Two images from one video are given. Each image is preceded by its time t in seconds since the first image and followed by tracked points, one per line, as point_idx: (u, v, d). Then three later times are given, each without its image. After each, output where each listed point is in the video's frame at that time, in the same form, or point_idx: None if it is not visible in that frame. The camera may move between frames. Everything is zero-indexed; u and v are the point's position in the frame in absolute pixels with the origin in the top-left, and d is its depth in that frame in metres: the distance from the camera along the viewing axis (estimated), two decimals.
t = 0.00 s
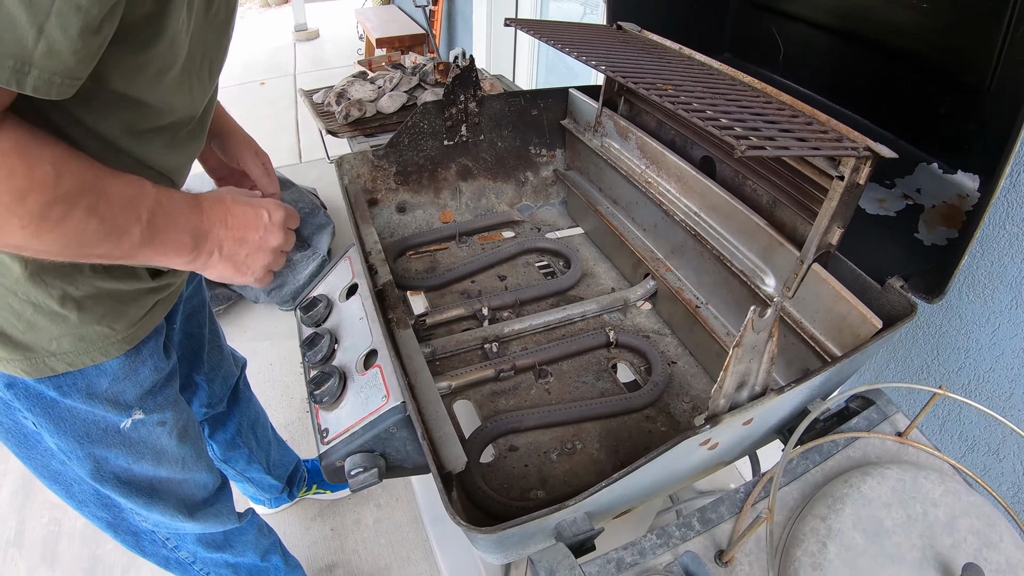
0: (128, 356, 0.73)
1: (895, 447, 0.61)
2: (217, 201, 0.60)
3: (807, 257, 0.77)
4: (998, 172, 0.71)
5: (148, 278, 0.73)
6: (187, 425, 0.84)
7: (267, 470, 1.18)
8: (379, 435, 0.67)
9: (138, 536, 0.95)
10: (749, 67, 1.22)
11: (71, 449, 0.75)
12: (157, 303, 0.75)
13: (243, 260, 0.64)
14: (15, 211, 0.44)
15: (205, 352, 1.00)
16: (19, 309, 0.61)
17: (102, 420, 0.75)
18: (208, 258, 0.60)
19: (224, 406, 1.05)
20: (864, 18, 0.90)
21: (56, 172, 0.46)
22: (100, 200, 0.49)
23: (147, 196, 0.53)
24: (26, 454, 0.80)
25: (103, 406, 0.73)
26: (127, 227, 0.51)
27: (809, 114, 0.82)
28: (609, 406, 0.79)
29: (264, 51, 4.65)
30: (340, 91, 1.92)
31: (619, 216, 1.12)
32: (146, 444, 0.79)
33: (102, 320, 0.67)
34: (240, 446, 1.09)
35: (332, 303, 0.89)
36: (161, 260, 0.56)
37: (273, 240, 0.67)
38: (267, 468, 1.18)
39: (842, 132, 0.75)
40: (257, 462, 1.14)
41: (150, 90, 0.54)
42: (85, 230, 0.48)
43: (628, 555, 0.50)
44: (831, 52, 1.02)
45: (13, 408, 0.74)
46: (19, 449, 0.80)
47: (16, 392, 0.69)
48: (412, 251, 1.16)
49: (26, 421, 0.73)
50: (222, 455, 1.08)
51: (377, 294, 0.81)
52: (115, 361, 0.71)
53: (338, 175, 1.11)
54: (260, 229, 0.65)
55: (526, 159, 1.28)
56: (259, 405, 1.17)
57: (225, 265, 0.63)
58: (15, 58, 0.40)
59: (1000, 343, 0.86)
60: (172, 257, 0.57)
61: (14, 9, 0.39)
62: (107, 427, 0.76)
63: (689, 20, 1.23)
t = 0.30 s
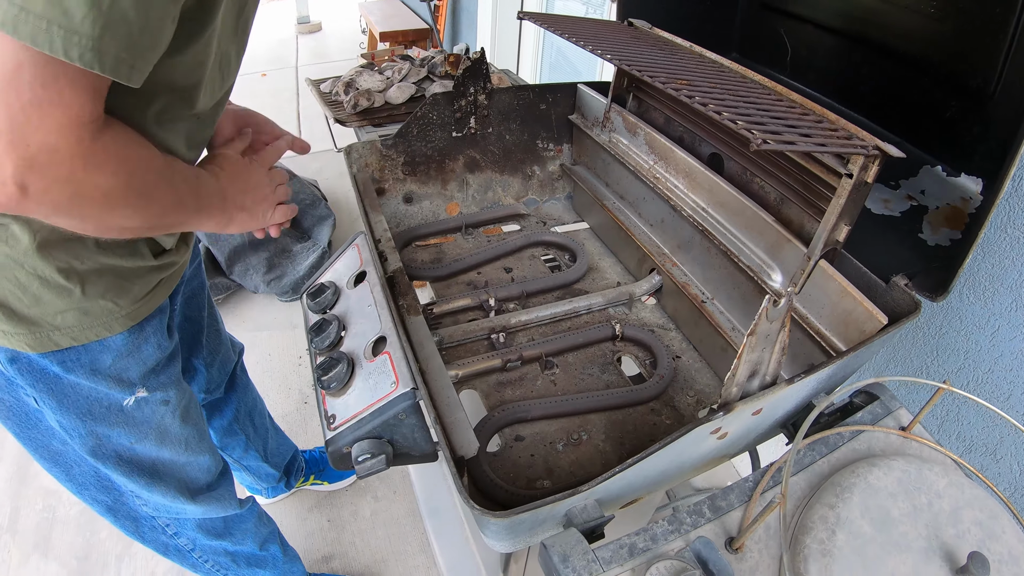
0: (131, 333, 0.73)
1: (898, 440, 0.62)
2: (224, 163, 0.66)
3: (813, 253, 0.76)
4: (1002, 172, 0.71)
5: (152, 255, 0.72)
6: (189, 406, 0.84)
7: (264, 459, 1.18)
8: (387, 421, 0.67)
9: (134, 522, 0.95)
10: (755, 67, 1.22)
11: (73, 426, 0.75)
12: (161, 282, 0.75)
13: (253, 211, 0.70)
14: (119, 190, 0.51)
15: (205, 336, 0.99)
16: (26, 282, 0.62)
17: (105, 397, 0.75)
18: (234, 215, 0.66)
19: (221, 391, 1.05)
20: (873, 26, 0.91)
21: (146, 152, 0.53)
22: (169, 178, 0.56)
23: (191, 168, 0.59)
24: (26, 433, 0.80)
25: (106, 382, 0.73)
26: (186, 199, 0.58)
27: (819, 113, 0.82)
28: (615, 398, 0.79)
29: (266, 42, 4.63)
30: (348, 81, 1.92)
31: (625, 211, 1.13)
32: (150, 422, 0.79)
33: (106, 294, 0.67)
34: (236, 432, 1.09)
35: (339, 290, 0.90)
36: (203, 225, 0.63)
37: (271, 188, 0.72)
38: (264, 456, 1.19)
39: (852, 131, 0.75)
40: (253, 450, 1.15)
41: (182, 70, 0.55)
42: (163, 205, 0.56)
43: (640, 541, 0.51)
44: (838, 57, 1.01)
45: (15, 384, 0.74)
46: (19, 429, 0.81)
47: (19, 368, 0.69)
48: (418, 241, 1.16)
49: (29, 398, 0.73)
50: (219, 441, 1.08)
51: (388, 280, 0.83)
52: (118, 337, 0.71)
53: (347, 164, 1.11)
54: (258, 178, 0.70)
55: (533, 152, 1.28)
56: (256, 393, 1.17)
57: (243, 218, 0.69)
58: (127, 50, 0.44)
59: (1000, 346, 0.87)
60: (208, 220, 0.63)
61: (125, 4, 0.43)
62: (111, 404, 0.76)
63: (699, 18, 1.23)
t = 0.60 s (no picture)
0: (137, 330, 0.75)
1: (887, 445, 0.63)
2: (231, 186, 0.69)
3: (804, 259, 0.78)
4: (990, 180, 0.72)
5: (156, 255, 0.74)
6: (195, 403, 0.86)
7: (264, 458, 1.20)
8: (383, 421, 0.68)
9: (140, 519, 0.97)
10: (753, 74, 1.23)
11: (81, 422, 0.76)
12: (167, 281, 0.77)
13: (262, 229, 0.72)
14: (135, 210, 0.54)
15: (206, 335, 1.01)
16: (36, 281, 0.63)
17: (113, 394, 0.77)
18: (240, 231, 0.69)
19: (221, 391, 1.07)
20: (870, 30, 0.92)
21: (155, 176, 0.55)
22: (180, 197, 0.59)
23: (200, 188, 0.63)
24: (34, 429, 0.82)
25: (114, 379, 0.75)
26: (197, 219, 0.61)
27: (811, 121, 0.84)
28: (608, 401, 0.80)
29: (270, 46, 4.67)
30: (350, 87, 1.95)
31: (622, 217, 1.14)
32: (157, 418, 0.81)
33: (114, 292, 0.69)
34: (236, 433, 1.10)
35: (339, 292, 0.91)
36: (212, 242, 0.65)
37: (281, 206, 0.74)
38: (264, 456, 1.20)
39: (842, 139, 0.76)
40: (253, 449, 1.16)
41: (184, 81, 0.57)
42: (174, 221, 0.58)
43: (624, 540, 0.52)
44: (833, 65, 1.02)
45: (24, 381, 0.76)
46: (26, 426, 0.83)
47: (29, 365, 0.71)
48: (418, 246, 1.17)
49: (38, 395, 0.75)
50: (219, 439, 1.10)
51: (385, 284, 0.84)
52: (125, 334, 0.73)
53: (347, 169, 1.13)
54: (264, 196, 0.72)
55: (532, 159, 1.30)
56: (255, 393, 1.19)
57: (250, 236, 0.70)
58: (136, 84, 0.46)
59: (994, 352, 0.87)
60: (216, 236, 0.65)
61: (136, 42, 0.45)
62: (117, 401, 0.77)
63: (698, 25, 1.24)
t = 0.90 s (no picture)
0: (140, 355, 0.76)
1: (880, 464, 0.64)
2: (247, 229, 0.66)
3: (797, 282, 0.80)
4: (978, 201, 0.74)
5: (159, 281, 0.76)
6: (199, 425, 0.88)
7: (267, 479, 1.21)
8: (385, 443, 0.69)
9: (144, 539, 0.98)
10: (749, 98, 1.26)
11: (84, 443, 0.79)
12: (171, 306, 0.78)
13: (270, 274, 0.67)
14: (133, 253, 0.53)
15: (211, 357, 1.02)
16: (40, 308, 0.66)
17: (116, 417, 0.79)
18: (250, 275, 0.65)
19: (225, 412, 1.08)
20: (863, 55, 0.95)
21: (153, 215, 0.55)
22: (182, 240, 0.57)
23: (206, 230, 0.61)
24: (39, 449, 0.84)
25: (117, 402, 0.77)
26: (200, 261, 0.59)
27: (802, 147, 0.86)
28: (606, 422, 0.81)
29: (275, 70, 4.76)
30: (353, 114, 2.00)
31: (620, 242, 1.16)
32: (161, 441, 0.83)
33: (115, 318, 0.70)
34: (239, 452, 1.12)
35: (342, 316, 0.93)
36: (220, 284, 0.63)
37: (293, 249, 0.70)
38: (267, 476, 1.22)
39: (833, 164, 0.79)
40: (256, 470, 1.18)
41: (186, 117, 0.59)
42: (174, 266, 0.57)
43: (620, 558, 0.53)
44: (830, 89, 1.06)
45: (29, 402, 0.78)
46: (32, 445, 0.85)
47: (34, 388, 0.73)
48: (419, 270, 1.20)
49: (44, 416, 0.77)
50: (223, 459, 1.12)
51: (387, 309, 0.86)
52: (128, 359, 0.75)
53: (351, 195, 1.16)
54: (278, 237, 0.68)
55: (532, 185, 1.33)
56: (259, 414, 1.20)
57: (258, 281, 0.67)
58: (122, 131, 0.47)
59: (990, 369, 0.89)
60: (222, 281, 0.63)
61: (118, 94, 0.45)
62: (121, 423, 0.79)
63: (693, 53, 1.28)
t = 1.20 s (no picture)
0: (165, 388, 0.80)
1: (866, 483, 0.67)
2: (234, 356, 0.74)
3: (786, 312, 0.84)
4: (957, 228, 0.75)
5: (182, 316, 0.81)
6: (223, 452, 0.92)
7: (275, 505, 1.26)
8: (396, 468, 0.73)
9: (164, 564, 1.05)
10: (744, 134, 1.31)
11: (112, 469, 0.83)
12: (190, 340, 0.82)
13: (246, 405, 0.76)
14: (88, 348, 0.58)
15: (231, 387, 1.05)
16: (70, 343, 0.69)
17: (142, 446, 0.83)
18: (221, 400, 0.73)
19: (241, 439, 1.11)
20: (852, 90, 1.01)
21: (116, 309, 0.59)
22: (150, 350, 0.63)
23: (185, 346, 0.67)
24: (66, 477, 0.89)
25: (143, 432, 0.81)
26: (159, 376, 0.65)
27: (789, 184, 0.90)
28: (606, 448, 0.85)
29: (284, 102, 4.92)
30: (361, 150, 2.09)
31: (619, 274, 1.22)
32: (187, 468, 0.88)
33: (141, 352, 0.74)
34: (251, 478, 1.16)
35: (353, 348, 0.98)
36: (178, 394, 0.69)
37: (276, 392, 0.79)
38: (276, 502, 1.26)
39: (818, 200, 0.82)
40: (266, 496, 1.22)
41: (185, 179, 0.63)
42: (133, 372, 0.62)
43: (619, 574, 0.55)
44: (820, 123, 1.11)
45: (56, 431, 0.82)
46: (59, 473, 0.89)
47: (63, 419, 0.77)
48: (425, 303, 1.25)
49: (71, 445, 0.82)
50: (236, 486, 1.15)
51: (397, 341, 0.90)
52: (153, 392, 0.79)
53: (360, 231, 1.21)
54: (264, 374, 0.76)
55: (534, 220, 1.39)
56: (270, 442, 1.24)
57: (230, 406, 0.75)
58: (106, 209, 0.49)
59: (979, 390, 0.92)
60: (188, 394, 0.70)
61: (102, 179, 0.48)
62: (148, 452, 0.84)
63: (688, 92, 1.34)
